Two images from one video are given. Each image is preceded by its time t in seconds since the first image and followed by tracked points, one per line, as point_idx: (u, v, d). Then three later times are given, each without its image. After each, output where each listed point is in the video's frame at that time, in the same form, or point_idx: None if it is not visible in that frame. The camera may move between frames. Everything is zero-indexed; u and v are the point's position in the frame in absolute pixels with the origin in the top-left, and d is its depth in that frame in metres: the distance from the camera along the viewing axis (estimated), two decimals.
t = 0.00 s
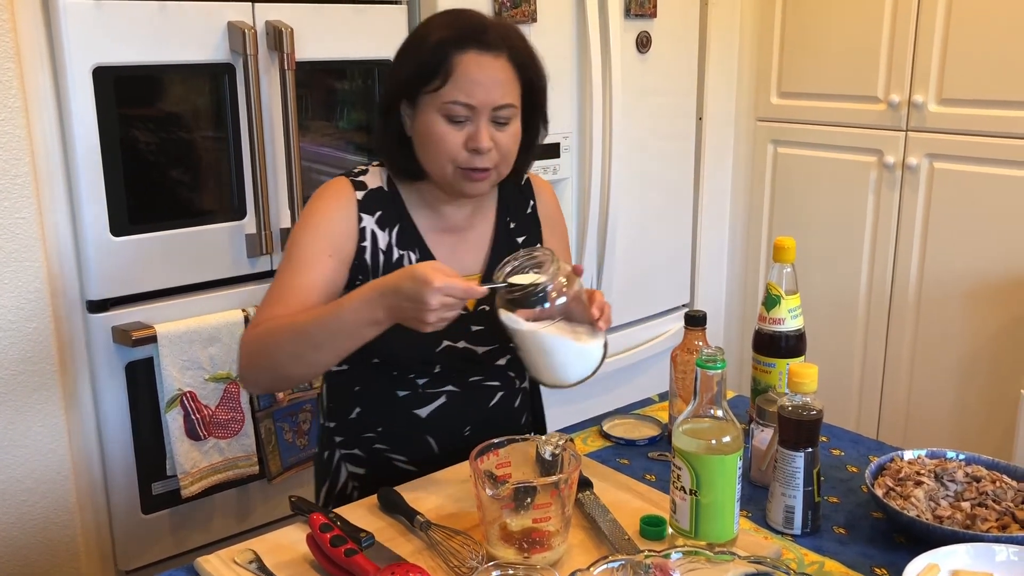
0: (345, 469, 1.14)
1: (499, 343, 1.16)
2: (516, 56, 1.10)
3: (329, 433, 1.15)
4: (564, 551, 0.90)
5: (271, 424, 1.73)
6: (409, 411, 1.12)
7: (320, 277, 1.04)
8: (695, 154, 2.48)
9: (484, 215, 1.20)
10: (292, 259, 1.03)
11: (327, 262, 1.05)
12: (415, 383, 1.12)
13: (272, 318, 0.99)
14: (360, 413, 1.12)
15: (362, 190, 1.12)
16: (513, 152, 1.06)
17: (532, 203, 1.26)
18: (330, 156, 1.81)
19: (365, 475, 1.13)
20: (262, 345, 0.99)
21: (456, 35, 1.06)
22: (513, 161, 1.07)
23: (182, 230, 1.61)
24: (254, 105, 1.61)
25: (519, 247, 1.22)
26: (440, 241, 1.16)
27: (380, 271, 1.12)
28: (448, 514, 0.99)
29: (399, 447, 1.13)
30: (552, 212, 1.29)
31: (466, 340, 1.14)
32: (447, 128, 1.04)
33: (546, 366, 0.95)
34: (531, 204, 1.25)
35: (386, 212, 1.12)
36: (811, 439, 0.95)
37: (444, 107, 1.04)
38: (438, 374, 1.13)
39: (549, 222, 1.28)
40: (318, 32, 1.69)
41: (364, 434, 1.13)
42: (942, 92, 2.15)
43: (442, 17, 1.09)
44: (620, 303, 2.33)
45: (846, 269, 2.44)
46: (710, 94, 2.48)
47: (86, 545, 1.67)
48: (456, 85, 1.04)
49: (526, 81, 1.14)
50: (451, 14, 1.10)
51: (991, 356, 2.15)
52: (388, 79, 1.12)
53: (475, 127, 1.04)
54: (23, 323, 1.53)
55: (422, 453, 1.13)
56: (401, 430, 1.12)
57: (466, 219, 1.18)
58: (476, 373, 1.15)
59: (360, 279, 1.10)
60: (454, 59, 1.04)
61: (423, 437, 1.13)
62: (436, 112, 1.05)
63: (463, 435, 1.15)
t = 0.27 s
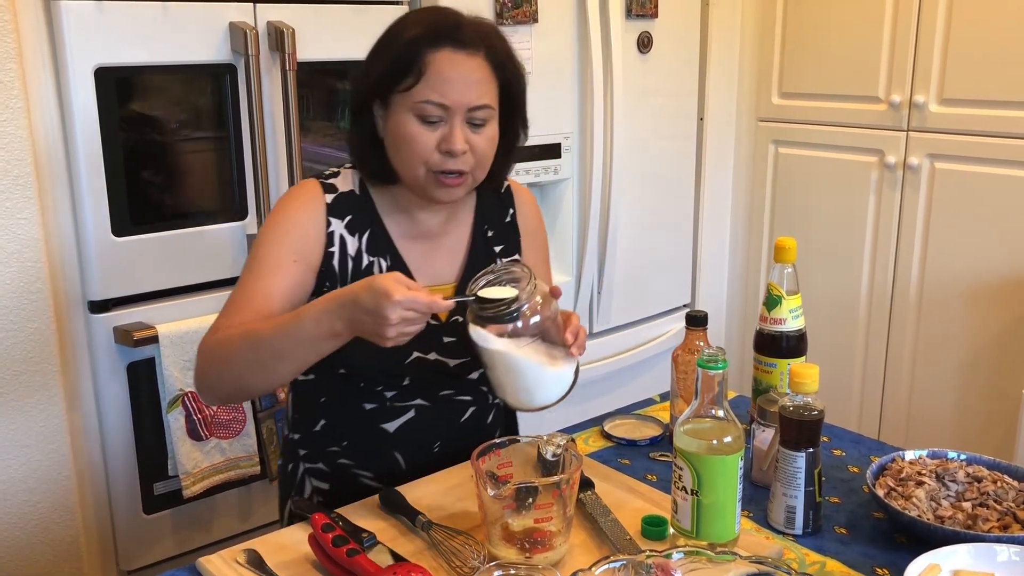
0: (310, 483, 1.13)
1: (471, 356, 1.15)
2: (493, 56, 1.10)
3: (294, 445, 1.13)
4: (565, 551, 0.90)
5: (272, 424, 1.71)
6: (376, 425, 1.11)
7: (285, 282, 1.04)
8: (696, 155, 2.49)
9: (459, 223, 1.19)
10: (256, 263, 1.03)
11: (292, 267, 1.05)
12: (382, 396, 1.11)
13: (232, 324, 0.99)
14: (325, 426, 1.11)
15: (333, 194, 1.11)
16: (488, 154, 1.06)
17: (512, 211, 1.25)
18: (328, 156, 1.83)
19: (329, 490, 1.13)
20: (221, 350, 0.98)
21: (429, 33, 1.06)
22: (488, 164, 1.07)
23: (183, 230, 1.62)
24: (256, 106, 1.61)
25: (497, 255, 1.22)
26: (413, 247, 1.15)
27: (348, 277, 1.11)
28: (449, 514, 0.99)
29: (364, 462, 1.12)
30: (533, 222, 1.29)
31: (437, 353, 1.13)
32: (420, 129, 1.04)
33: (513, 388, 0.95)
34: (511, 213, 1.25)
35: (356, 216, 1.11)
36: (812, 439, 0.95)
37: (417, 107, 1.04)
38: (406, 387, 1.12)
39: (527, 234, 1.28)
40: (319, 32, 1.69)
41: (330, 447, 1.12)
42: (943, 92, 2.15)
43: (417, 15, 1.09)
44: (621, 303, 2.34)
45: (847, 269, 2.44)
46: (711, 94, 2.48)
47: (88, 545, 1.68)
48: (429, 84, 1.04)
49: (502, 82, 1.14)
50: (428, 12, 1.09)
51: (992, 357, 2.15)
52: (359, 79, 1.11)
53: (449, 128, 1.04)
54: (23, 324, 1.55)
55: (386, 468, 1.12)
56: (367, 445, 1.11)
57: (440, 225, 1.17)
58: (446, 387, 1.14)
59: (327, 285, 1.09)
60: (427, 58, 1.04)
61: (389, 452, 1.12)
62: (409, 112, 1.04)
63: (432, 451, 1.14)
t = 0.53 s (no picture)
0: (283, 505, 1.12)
1: (457, 369, 1.16)
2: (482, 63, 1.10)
3: (267, 467, 1.12)
4: (567, 550, 0.90)
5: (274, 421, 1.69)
6: (359, 445, 1.11)
7: (266, 298, 1.02)
8: (697, 154, 2.48)
9: (440, 231, 1.21)
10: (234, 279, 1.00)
11: (273, 282, 1.03)
12: (366, 415, 1.11)
13: (213, 343, 0.97)
14: (301, 447, 1.11)
15: (311, 203, 1.10)
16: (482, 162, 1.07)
17: (492, 216, 1.27)
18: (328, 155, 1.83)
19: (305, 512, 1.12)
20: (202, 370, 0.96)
21: (421, 38, 1.05)
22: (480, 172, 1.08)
23: (184, 230, 1.62)
24: (256, 103, 1.61)
25: (478, 263, 1.23)
26: (397, 257, 1.16)
27: (330, 290, 1.09)
28: (450, 513, 0.99)
29: (344, 483, 1.12)
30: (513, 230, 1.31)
31: (423, 368, 1.14)
32: (414, 136, 1.04)
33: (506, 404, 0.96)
34: (489, 219, 1.27)
35: (335, 226, 1.10)
36: (815, 439, 0.95)
37: (412, 114, 1.04)
38: (391, 407, 1.12)
39: (506, 239, 1.29)
40: (320, 30, 1.69)
41: (308, 468, 1.11)
42: (945, 91, 2.15)
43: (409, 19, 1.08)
44: (623, 303, 2.33)
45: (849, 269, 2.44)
46: (713, 93, 2.48)
47: (89, 544, 1.68)
48: (424, 90, 1.04)
49: (492, 89, 1.15)
50: (413, 16, 1.09)
51: (994, 356, 2.15)
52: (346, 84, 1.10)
53: (444, 137, 1.04)
54: (24, 323, 1.55)
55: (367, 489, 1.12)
56: (348, 465, 1.11)
57: (422, 235, 1.18)
58: (432, 405, 1.15)
59: (308, 299, 1.08)
60: (422, 64, 1.04)
61: (372, 472, 1.12)
62: (402, 119, 1.04)
63: (416, 470, 1.15)
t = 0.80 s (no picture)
0: (272, 519, 1.11)
1: (449, 376, 1.17)
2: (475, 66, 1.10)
3: (253, 482, 1.11)
4: (568, 548, 0.90)
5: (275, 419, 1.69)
6: (353, 458, 1.11)
7: (261, 309, 1.00)
8: (698, 153, 2.48)
9: (427, 234, 1.21)
10: (226, 290, 0.98)
11: (268, 292, 1.01)
12: (360, 428, 1.12)
13: (209, 359, 0.95)
14: (291, 461, 1.10)
15: (299, 207, 1.09)
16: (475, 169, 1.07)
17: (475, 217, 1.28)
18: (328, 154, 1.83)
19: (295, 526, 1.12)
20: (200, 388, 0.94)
21: (416, 41, 1.05)
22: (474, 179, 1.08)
23: (186, 229, 1.61)
24: (257, 102, 1.61)
25: (466, 264, 1.24)
26: (388, 261, 1.16)
27: (323, 295, 1.09)
28: (451, 512, 0.99)
29: (335, 496, 1.11)
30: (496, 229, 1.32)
31: (417, 376, 1.15)
32: (410, 142, 1.03)
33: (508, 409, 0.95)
34: (474, 219, 1.28)
35: (326, 232, 1.10)
36: (816, 437, 0.95)
37: (408, 119, 1.03)
38: (385, 417, 1.13)
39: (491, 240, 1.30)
40: (321, 28, 1.69)
41: (298, 482, 1.11)
42: (946, 89, 2.15)
43: (403, 21, 1.08)
44: (624, 301, 2.33)
45: (850, 268, 2.43)
46: (713, 92, 2.48)
47: (90, 543, 1.68)
48: (421, 95, 1.03)
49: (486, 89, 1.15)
50: (406, 18, 1.08)
51: (995, 355, 2.15)
52: (336, 85, 1.10)
53: (440, 142, 1.04)
54: (25, 322, 1.55)
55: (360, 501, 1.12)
56: (340, 478, 1.11)
57: (411, 239, 1.18)
58: (426, 414, 1.16)
59: (301, 308, 1.07)
60: (418, 67, 1.04)
61: (366, 484, 1.12)
62: (398, 124, 1.04)
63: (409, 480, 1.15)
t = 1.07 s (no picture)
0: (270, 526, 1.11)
1: (449, 380, 1.18)
2: (473, 62, 1.11)
3: (249, 491, 1.11)
4: (567, 547, 0.90)
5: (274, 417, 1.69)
6: (354, 466, 1.11)
7: (262, 318, 0.99)
8: (698, 151, 2.48)
9: (422, 236, 1.22)
10: (228, 301, 0.97)
11: (268, 301, 1.01)
12: (360, 436, 1.11)
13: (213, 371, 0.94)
14: (290, 470, 1.10)
15: (297, 215, 1.08)
16: (454, 155, 1.06)
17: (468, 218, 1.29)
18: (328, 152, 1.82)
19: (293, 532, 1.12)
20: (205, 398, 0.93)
21: (405, 30, 1.06)
22: (454, 167, 1.07)
23: (185, 227, 1.61)
24: (257, 99, 1.61)
25: (461, 265, 1.26)
26: (385, 266, 1.16)
27: (322, 304, 1.08)
28: (451, 510, 0.99)
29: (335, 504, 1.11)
30: (490, 233, 1.35)
31: (418, 383, 1.15)
32: (387, 121, 1.03)
33: (516, 420, 0.98)
34: (468, 219, 1.30)
35: (325, 238, 1.10)
36: (816, 435, 0.95)
37: (389, 99, 1.04)
38: (385, 425, 1.14)
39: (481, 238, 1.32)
40: (320, 26, 1.69)
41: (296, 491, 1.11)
42: (946, 87, 2.14)
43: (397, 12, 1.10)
44: (623, 300, 2.33)
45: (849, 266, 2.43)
46: (713, 90, 2.47)
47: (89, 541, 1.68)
48: (403, 76, 1.04)
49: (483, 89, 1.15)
50: (404, 16, 1.09)
51: (995, 353, 2.15)
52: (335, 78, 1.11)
53: (416, 123, 1.03)
54: (24, 320, 1.55)
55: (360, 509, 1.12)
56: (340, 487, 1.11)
57: (406, 242, 1.19)
58: (425, 420, 1.17)
59: (300, 318, 1.06)
60: (405, 52, 1.05)
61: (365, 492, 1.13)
62: (377, 102, 1.04)
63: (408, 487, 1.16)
